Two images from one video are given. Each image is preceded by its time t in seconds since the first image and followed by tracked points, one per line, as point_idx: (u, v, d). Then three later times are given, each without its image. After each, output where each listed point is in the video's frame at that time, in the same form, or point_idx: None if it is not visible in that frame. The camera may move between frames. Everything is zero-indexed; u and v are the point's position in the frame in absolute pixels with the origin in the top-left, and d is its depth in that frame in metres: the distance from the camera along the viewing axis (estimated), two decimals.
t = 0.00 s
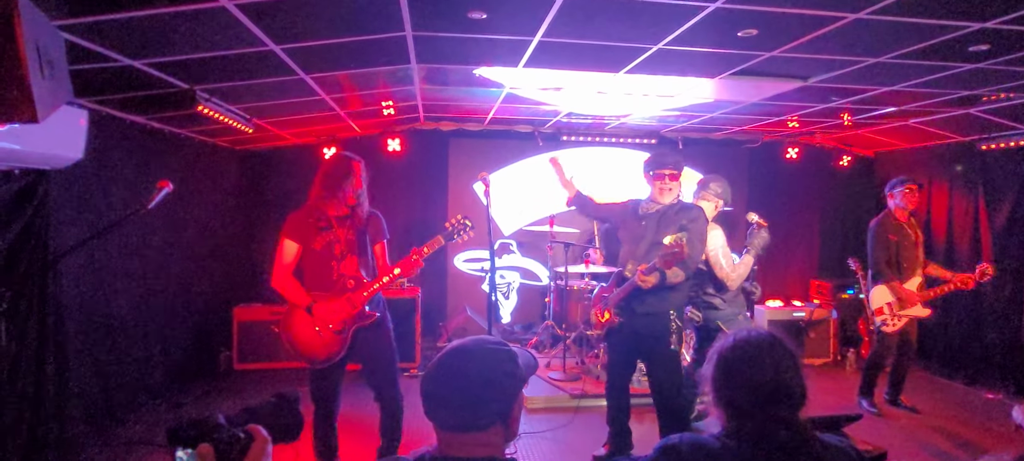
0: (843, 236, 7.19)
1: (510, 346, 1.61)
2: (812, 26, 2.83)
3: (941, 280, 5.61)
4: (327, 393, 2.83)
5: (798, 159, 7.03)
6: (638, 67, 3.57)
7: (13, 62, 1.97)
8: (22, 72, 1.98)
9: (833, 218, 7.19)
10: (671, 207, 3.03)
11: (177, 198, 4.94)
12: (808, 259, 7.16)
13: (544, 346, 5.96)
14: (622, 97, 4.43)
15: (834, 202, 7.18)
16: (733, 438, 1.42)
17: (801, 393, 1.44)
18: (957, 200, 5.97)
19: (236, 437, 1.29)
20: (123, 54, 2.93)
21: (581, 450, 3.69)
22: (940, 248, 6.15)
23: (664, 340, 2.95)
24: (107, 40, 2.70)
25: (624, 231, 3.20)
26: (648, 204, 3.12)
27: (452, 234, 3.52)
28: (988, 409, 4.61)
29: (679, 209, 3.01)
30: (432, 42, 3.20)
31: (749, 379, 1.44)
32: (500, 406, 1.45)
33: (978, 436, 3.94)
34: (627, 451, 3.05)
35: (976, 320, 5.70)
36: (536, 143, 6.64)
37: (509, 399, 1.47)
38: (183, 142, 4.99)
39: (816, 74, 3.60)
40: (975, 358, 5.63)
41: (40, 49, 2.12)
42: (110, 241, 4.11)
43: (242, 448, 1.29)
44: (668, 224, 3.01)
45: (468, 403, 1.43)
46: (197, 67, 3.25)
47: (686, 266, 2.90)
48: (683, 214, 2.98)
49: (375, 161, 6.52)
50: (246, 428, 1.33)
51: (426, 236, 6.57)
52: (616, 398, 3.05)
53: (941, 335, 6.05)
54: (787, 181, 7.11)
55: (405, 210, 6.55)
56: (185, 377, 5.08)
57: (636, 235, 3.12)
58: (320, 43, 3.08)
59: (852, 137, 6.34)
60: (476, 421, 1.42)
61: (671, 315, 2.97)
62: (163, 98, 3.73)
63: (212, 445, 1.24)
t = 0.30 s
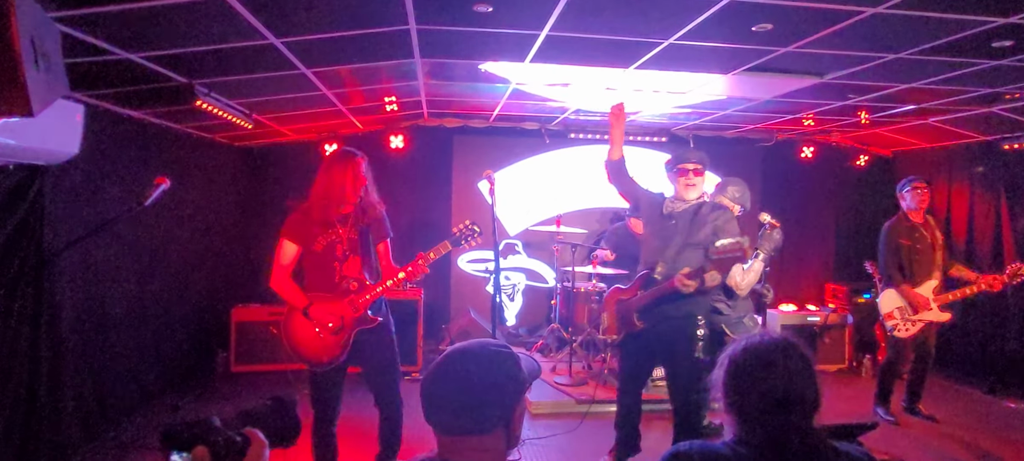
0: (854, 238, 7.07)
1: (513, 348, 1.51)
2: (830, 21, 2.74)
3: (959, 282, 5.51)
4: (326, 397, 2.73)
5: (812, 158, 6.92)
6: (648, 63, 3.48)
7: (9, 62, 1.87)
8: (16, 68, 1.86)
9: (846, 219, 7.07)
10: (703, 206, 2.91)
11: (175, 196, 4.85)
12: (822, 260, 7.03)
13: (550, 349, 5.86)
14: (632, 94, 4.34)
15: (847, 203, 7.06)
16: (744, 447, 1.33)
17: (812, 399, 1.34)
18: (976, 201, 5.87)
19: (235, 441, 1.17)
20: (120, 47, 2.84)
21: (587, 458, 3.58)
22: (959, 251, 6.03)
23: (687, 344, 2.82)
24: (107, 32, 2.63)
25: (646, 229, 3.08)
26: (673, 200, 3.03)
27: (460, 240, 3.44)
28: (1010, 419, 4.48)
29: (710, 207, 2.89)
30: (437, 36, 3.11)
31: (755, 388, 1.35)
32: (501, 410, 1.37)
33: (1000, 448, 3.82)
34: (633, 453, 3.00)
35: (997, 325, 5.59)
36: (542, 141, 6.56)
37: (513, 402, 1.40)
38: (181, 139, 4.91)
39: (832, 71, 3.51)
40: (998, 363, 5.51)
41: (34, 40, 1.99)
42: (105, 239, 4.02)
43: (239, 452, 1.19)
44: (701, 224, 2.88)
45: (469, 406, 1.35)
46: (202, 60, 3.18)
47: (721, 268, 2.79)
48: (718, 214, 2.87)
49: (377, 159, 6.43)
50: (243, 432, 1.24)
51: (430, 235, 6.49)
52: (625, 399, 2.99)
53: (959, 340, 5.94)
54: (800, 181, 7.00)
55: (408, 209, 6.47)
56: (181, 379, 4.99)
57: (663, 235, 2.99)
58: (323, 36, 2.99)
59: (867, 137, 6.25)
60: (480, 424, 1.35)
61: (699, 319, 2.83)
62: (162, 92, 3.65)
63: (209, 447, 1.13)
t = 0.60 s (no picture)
0: (857, 240, 7.06)
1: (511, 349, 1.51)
2: (833, 23, 2.74)
3: (961, 285, 5.49)
4: (327, 396, 2.74)
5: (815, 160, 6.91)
6: (651, 63, 3.48)
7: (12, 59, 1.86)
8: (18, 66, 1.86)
9: (849, 221, 7.05)
10: (723, 213, 2.94)
11: (177, 196, 4.85)
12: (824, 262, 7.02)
13: (551, 351, 5.86)
14: (634, 95, 4.33)
15: (850, 204, 7.05)
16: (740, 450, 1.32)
17: (803, 399, 1.34)
18: (981, 204, 5.85)
19: (232, 443, 1.16)
20: (121, 45, 2.84)
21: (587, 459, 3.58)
22: (962, 254, 6.01)
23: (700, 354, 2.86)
24: (110, 31, 2.63)
25: (667, 240, 2.95)
26: (690, 205, 2.96)
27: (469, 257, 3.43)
28: (1012, 423, 4.47)
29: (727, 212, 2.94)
30: (439, 36, 3.11)
31: (748, 387, 1.35)
32: (501, 412, 1.37)
33: (1001, 452, 3.81)
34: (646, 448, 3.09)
35: (1001, 328, 5.57)
36: (544, 142, 6.55)
37: (513, 401, 1.40)
38: (184, 138, 4.91)
39: (835, 72, 3.51)
40: (1000, 366, 5.50)
41: (36, 38, 1.99)
42: (108, 238, 4.03)
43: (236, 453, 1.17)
44: (724, 232, 2.90)
45: (467, 407, 1.35)
46: (206, 60, 3.18)
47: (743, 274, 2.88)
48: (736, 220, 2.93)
49: (379, 159, 6.44)
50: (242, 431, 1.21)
51: (431, 236, 6.49)
52: (641, 402, 2.99)
53: (962, 343, 5.93)
54: (803, 183, 6.99)
55: (410, 209, 6.47)
56: (182, 379, 4.99)
57: (689, 246, 2.90)
58: (324, 36, 2.99)
59: (870, 139, 6.23)
60: (477, 425, 1.35)
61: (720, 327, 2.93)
62: (164, 91, 3.65)
63: (207, 448, 1.12)
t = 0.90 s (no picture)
0: (858, 243, 7.05)
1: (507, 350, 1.50)
2: (834, 26, 2.74)
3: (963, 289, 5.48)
4: (327, 398, 2.73)
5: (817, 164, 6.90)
6: (652, 66, 3.47)
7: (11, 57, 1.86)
8: (19, 64, 1.86)
9: (850, 224, 7.04)
10: (713, 214, 2.98)
11: (177, 195, 4.85)
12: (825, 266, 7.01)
13: (551, 353, 5.85)
14: (635, 98, 4.33)
15: (851, 208, 7.04)
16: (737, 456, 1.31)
17: (797, 402, 1.32)
18: (982, 208, 5.84)
19: (224, 440, 1.15)
20: (121, 45, 2.83)
21: None
22: (964, 258, 6.00)
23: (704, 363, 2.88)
24: (111, 31, 2.63)
25: (670, 245, 2.91)
26: (683, 208, 2.93)
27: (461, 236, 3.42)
28: (1014, 428, 4.46)
29: (716, 213, 2.99)
30: (440, 38, 3.11)
31: (743, 392, 1.33)
32: (497, 413, 1.37)
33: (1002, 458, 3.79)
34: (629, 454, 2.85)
35: (1002, 332, 5.56)
36: (545, 144, 6.55)
37: (511, 401, 1.40)
38: (184, 137, 4.91)
39: (836, 76, 3.50)
40: (1002, 370, 5.48)
41: (37, 37, 1.99)
42: (107, 236, 4.03)
43: (227, 451, 1.16)
44: (718, 233, 2.95)
45: (463, 408, 1.34)
46: (207, 60, 3.18)
47: (737, 273, 2.98)
48: (727, 220, 3.00)
49: (380, 160, 6.44)
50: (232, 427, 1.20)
51: (432, 237, 6.47)
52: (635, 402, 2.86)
53: (963, 347, 5.92)
54: (804, 186, 6.98)
55: (411, 210, 6.47)
56: (180, 378, 4.97)
57: (692, 250, 2.92)
58: (325, 37, 2.99)
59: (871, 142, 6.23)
60: (475, 427, 1.35)
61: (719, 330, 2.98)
62: (165, 91, 3.65)
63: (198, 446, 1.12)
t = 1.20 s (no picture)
0: (854, 247, 7.07)
1: (500, 353, 1.49)
2: (829, 31, 2.75)
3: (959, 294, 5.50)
4: (322, 402, 2.72)
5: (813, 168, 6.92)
6: (649, 69, 3.47)
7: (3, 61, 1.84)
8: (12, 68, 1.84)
9: (847, 228, 7.06)
10: (703, 214, 2.98)
11: (171, 198, 4.83)
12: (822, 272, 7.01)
13: (548, 356, 5.84)
14: (632, 101, 4.32)
15: (847, 212, 7.06)
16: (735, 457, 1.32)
17: (796, 406, 1.32)
18: (977, 212, 5.87)
19: (206, 443, 1.12)
20: (116, 46, 2.82)
21: None
22: (960, 261, 6.02)
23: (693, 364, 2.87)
24: (106, 32, 2.62)
25: (661, 245, 2.89)
26: (673, 206, 2.93)
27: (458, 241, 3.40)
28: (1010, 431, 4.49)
29: (706, 212, 2.98)
30: (436, 41, 3.10)
31: (740, 396, 1.34)
32: (492, 419, 1.36)
33: None
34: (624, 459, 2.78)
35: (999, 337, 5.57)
36: (542, 147, 6.55)
37: (504, 405, 1.39)
38: (179, 140, 4.90)
39: (833, 80, 3.51)
40: (996, 375, 5.51)
41: (30, 38, 1.97)
42: (101, 239, 4.01)
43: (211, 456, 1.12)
44: (709, 232, 2.94)
45: (457, 415, 1.34)
46: (203, 61, 3.16)
47: (725, 273, 3.00)
48: (717, 221, 2.99)
49: (377, 163, 6.43)
50: (218, 431, 1.17)
51: (428, 240, 6.46)
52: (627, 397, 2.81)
53: (959, 351, 5.94)
54: (800, 190, 6.99)
55: (407, 212, 6.45)
56: (174, 382, 4.94)
57: (682, 250, 2.90)
58: (320, 39, 2.98)
59: (867, 146, 6.25)
60: (469, 433, 1.34)
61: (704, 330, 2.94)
62: (159, 93, 3.63)
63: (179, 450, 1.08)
